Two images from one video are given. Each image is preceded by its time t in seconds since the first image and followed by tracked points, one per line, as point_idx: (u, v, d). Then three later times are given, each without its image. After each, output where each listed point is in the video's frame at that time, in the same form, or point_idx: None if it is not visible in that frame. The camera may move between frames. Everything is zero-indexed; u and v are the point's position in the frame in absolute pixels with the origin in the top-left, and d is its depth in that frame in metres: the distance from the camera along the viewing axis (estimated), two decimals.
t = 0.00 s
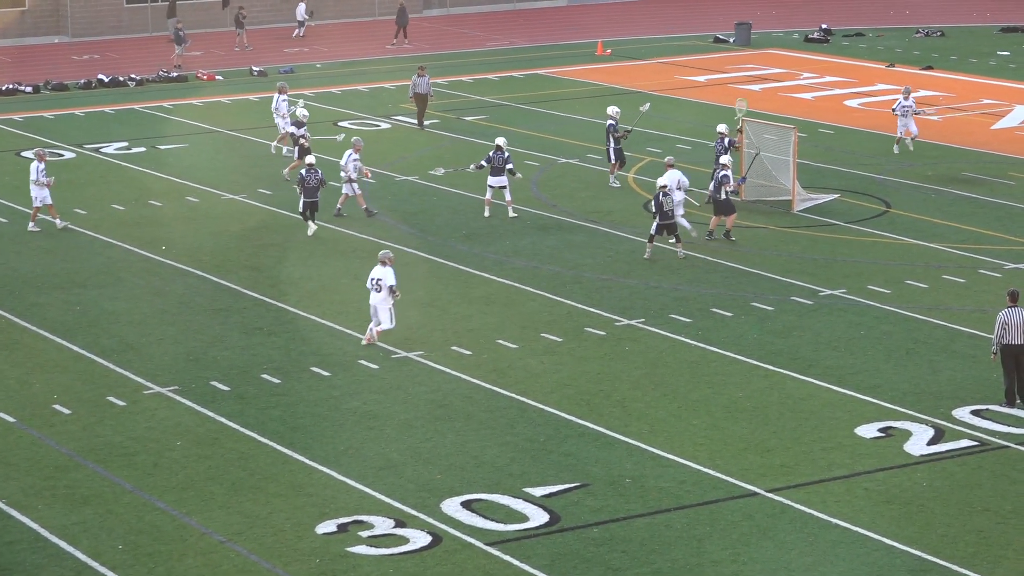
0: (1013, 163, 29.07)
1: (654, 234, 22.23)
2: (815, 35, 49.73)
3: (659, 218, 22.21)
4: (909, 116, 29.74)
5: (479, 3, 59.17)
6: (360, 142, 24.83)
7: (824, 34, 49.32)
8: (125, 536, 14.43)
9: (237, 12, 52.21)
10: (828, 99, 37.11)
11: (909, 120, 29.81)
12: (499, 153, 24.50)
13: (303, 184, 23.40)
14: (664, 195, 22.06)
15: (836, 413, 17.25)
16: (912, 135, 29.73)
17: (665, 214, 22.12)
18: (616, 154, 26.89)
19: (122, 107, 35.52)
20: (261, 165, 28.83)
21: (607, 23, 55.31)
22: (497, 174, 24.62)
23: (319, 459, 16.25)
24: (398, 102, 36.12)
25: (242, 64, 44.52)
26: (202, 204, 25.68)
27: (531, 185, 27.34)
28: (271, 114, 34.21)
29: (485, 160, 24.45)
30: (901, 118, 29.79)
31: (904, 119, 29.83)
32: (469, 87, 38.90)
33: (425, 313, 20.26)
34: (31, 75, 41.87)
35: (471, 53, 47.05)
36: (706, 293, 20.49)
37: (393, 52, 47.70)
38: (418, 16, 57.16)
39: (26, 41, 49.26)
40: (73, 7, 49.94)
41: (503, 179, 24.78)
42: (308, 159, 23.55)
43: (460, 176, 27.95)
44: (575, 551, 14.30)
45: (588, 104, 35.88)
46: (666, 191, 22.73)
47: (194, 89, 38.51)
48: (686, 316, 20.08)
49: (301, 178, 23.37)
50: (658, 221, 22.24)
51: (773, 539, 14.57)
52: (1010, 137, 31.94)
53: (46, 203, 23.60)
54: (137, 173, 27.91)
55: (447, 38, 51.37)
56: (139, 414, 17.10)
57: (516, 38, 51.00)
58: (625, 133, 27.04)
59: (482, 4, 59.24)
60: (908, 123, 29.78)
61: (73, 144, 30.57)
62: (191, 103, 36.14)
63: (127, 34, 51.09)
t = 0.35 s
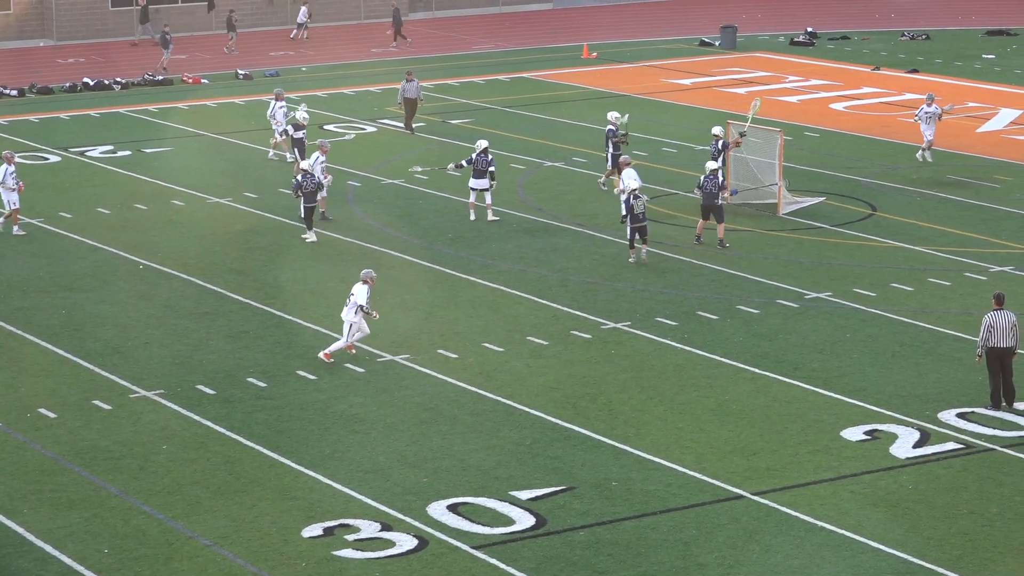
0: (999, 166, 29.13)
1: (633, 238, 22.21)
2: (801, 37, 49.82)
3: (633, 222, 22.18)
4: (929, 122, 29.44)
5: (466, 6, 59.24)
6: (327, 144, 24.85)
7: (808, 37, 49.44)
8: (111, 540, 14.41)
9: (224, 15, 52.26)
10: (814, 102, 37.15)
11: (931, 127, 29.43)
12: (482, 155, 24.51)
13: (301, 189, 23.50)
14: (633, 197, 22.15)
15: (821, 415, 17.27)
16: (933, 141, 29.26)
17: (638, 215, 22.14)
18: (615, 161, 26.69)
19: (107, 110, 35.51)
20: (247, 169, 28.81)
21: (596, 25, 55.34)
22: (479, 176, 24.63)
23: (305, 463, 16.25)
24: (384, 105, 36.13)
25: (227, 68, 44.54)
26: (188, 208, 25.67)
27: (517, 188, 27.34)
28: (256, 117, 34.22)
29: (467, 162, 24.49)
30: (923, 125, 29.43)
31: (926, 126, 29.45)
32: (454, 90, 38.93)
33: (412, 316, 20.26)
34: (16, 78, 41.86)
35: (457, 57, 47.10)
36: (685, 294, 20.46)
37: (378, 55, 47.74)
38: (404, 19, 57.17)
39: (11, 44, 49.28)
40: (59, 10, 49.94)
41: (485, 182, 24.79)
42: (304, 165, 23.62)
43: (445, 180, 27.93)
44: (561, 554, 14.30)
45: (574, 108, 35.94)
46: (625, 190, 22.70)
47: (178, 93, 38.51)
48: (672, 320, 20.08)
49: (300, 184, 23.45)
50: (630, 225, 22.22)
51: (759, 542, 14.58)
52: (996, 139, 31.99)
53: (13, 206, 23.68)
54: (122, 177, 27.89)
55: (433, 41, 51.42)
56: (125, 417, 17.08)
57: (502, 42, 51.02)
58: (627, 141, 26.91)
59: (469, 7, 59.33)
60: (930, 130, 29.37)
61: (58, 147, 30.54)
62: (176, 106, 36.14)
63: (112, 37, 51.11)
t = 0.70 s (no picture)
0: (975, 167, 29.21)
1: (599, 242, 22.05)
2: (777, 37, 49.94)
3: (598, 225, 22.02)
4: (940, 128, 29.00)
5: (443, 6, 59.30)
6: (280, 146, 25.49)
7: (784, 35, 49.54)
8: (86, 542, 14.39)
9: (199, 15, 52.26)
10: (790, 102, 37.21)
11: (943, 133, 29.09)
12: (458, 156, 24.53)
13: (288, 195, 23.00)
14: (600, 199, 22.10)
15: (796, 415, 17.29)
16: (948, 148, 28.97)
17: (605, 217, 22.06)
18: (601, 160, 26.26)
19: (81, 111, 35.46)
20: (222, 169, 28.83)
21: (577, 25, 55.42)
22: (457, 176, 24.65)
23: (280, 464, 16.23)
24: (358, 106, 36.15)
25: (202, 68, 44.66)
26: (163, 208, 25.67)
27: (492, 188, 27.37)
28: (229, 119, 34.22)
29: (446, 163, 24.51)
30: (935, 131, 29.00)
31: (938, 133, 29.04)
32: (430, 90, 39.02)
33: (388, 316, 20.26)
34: None
35: (434, 57, 47.20)
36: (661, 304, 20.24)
37: (353, 56, 47.77)
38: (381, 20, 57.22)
39: None
40: (33, 12, 49.88)
41: (462, 183, 24.78)
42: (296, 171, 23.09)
43: (419, 181, 27.92)
44: (535, 555, 14.29)
45: (550, 108, 35.97)
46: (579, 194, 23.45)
47: (153, 93, 38.57)
48: (647, 320, 20.10)
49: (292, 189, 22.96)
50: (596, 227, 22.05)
51: (734, 542, 14.59)
52: (971, 140, 32.08)
53: None
54: (96, 178, 27.85)
55: (409, 41, 51.46)
56: (99, 419, 17.06)
57: (476, 42, 51.15)
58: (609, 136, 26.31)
59: (446, 7, 59.39)
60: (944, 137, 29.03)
61: (32, 148, 30.49)
62: (149, 108, 36.10)
63: (87, 38, 51.11)
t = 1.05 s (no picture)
0: (928, 164, 29.42)
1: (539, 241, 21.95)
2: (731, 35, 50.17)
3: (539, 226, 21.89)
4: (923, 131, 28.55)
5: (397, 4, 59.46)
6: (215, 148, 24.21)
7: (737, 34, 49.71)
8: (38, 543, 14.33)
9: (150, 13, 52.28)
10: (741, 100, 37.29)
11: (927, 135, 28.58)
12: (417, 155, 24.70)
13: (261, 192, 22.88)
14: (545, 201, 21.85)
15: (748, 412, 17.33)
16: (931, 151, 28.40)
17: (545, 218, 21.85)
18: (557, 161, 26.48)
19: (31, 109, 35.38)
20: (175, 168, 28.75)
21: (541, 25, 55.48)
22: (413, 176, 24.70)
23: (233, 463, 16.19)
24: (311, 104, 36.22)
25: (153, 66, 44.66)
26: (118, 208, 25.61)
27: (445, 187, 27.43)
28: (180, 117, 34.22)
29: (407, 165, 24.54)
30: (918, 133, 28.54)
31: (922, 135, 28.54)
32: (384, 88, 39.05)
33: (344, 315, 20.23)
34: None
35: (389, 55, 47.24)
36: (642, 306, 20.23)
37: (305, 54, 47.87)
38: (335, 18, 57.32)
39: None
40: None
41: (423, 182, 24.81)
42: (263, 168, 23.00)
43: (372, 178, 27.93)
44: (489, 553, 14.27)
45: (504, 105, 36.09)
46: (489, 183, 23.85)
47: (103, 91, 38.50)
48: (601, 317, 20.13)
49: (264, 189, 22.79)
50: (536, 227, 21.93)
51: (687, 539, 14.60)
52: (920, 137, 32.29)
53: None
54: (47, 177, 27.75)
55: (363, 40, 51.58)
56: (51, 419, 17.00)
57: (430, 40, 51.22)
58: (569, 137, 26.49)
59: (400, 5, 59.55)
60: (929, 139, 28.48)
61: None
62: (99, 106, 36.04)
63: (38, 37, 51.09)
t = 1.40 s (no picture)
0: (877, 162, 30.12)
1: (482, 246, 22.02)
2: (680, 33, 50.66)
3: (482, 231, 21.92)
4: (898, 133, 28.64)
5: (345, 3, 60.12)
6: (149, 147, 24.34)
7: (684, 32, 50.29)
8: None
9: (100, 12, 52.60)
10: (692, 100, 38.11)
11: (903, 139, 28.64)
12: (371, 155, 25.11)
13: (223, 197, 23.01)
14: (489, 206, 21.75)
15: (699, 410, 17.36)
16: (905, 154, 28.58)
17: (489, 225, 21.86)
18: (512, 159, 27.04)
19: None
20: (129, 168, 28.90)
21: (503, 24, 55.68)
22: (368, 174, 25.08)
23: (184, 464, 16.07)
24: (260, 104, 36.93)
25: (101, 66, 44.81)
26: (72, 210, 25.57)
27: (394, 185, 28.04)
28: (129, 117, 34.59)
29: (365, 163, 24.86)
30: (895, 138, 28.61)
31: (899, 140, 28.61)
32: (334, 88, 39.66)
33: (297, 317, 20.26)
34: None
35: (340, 55, 47.71)
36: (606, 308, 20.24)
37: (256, 53, 48.24)
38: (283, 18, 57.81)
39: None
40: None
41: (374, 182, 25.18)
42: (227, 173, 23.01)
43: (321, 176, 28.49)
44: (440, 552, 14.15)
45: (454, 104, 36.83)
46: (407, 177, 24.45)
47: (52, 91, 38.77)
48: (551, 316, 20.29)
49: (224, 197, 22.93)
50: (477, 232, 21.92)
51: (639, 537, 14.49)
52: (870, 134, 33.13)
53: None
54: None
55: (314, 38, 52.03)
56: None
57: (381, 39, 51.60)
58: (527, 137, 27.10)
59: (348, 4, 60.19)
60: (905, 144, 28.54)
61: None
62: (50, 105, 36.29)
63: None
